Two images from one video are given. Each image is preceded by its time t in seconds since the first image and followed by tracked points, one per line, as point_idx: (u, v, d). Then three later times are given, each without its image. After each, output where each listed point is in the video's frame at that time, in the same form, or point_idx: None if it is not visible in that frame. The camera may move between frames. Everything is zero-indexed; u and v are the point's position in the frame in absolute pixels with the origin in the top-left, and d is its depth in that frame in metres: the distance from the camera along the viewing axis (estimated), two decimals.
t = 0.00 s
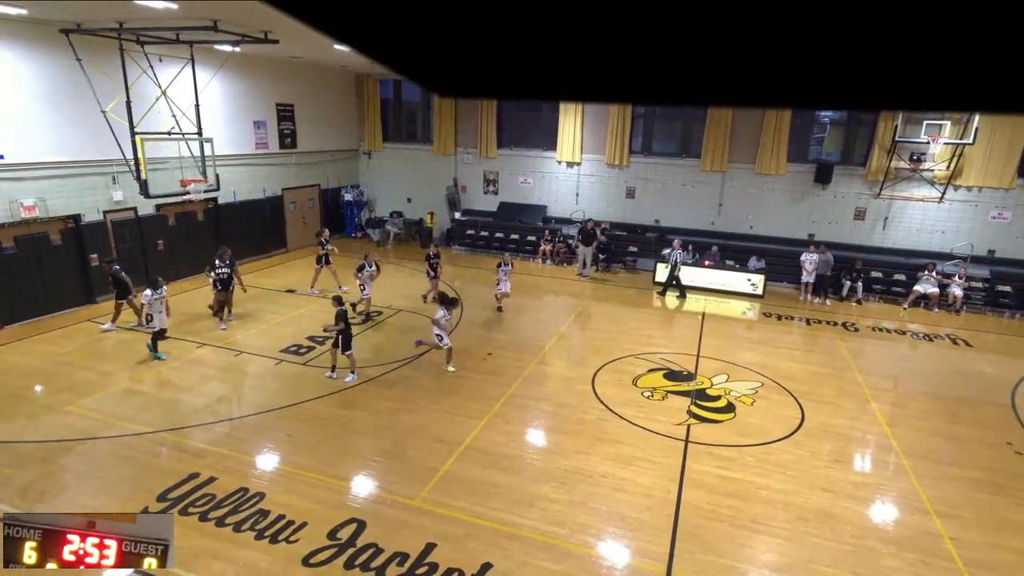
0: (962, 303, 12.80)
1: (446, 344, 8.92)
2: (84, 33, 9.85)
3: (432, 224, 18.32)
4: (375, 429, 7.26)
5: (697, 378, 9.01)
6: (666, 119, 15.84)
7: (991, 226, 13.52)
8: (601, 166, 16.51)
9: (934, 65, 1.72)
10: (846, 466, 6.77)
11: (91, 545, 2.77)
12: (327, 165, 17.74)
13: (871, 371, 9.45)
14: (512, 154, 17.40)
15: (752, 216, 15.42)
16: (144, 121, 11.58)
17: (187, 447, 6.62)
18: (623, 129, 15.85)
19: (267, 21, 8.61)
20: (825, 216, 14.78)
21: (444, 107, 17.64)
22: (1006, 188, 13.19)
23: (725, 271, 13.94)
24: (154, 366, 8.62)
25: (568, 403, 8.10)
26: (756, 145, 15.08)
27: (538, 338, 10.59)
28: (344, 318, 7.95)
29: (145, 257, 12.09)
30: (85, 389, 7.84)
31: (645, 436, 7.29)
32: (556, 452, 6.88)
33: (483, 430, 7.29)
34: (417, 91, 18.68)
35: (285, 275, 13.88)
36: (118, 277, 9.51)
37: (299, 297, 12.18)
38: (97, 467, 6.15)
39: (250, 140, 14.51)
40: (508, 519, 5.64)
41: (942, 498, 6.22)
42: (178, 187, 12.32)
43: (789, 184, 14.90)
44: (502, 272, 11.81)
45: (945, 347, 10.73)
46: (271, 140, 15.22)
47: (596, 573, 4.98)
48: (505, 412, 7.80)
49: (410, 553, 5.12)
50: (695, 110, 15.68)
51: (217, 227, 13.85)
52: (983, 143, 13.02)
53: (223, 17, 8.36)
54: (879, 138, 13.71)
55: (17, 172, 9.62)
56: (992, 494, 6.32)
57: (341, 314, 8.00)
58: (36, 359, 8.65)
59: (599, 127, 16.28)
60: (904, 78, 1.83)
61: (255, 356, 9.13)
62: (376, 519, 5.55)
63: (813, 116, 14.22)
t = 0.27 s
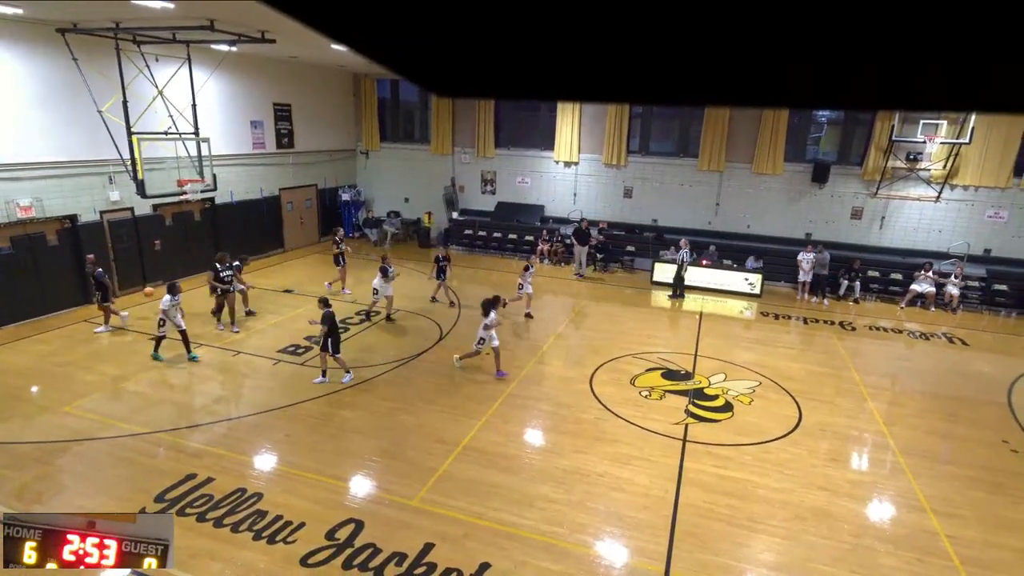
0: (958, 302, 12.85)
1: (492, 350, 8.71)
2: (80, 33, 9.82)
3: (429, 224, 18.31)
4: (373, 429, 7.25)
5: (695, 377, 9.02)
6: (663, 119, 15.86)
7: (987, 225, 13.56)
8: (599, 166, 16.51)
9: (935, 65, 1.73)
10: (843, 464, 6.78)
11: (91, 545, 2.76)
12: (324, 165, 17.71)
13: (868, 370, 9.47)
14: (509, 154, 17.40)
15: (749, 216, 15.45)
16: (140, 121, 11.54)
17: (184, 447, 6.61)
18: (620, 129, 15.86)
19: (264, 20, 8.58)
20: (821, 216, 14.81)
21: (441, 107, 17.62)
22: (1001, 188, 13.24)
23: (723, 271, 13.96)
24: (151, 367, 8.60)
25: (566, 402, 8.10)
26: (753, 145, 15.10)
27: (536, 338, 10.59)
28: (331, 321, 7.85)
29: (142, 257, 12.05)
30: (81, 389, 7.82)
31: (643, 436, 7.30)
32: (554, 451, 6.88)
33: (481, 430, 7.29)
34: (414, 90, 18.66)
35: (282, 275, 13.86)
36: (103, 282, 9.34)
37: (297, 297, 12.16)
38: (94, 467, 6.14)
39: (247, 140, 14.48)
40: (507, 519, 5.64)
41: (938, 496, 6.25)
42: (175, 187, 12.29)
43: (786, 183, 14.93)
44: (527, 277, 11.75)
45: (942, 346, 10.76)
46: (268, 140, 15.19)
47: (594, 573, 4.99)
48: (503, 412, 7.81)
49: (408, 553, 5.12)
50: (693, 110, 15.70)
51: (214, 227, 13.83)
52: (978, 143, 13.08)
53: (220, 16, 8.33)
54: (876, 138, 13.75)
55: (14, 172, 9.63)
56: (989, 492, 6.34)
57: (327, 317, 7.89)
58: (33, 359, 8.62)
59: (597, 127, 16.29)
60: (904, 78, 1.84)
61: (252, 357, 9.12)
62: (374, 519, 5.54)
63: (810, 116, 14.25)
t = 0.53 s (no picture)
0: (948, 299, 12.95)
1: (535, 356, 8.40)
2: (69, 32, 9.72)
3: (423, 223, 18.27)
4: (367, 429, 7.23)
5: (688, 376, 9.05)
6: (656, 118, 15.90)
7: (977, 223, 13.68)
8: (592, 165, 16.54)
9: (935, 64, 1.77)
10: (836, 461, 6.83)
11: (91, 545, 2.74)
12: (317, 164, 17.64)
13: (860, 367, 9.54)
14: (503, 153, 17.40)
15: (742, 214, 15.52)
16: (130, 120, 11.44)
17: (177, 449, 6.56)
18: (613, 128, 15.90)
19: (256, 19, 8.54)
20: (813, 214, 14.90)
21: (435, 106, 17.59)
22: (991, 186, 13.36)
23: (716, 269, 14.02)
24: (142, 368, 8.53)
25: (560, 401, 8.11)
26: (745, 143, 15.16)
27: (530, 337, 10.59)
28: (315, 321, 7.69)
29: (133, 258, 11.96)
30: (72, 391, 7.75)
31: (637, 434, 7.32)
32: (549, 450, 6.89)
33: (476, 430, 7.29)
34: (407, 90, 18.62)
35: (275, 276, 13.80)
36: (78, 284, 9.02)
37: (290, 298, 12.11)
38: (85, 470, 6.09)
39: (239, 140, 14.40)
40: (502, 518, 5.64)
41: (930, 492, 6.30)
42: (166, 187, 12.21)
43: (778, 182, 15.01)
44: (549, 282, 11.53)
45: (933, 343, 10.85)
46: (260, 140, 15.11)
47: (589, 571, 4.99)
48: (498, 411, 7.81)
49: (404, 554, 5.11)
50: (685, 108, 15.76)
51: (207, 228, 13.75)
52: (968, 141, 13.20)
53: (211, 15, 8.28)
54: (867, 137, 13.84)
55: (5, 173, 9.58)
56: (979, 488, 6.40)
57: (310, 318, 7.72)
58: (23, 361, 8.53)
59: (590, 126, 16.31)
60: (904, 78, 1.86)
61: (245, 357, 9.07)
62: (369, 519, 5.53)
63: (802, 115, 14.33)
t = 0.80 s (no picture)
0: (929, 294, 13.17)
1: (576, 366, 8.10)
2: (47, 29, 9.54)
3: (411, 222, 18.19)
4: (356, 430, 7.19)
5: (676, 372, 9.11)
6: (642, 116, 15.96)
7: (957, 219, 13.92)
8: (580, 163, 16.57)
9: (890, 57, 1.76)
10: (821, 454, 6.92)
11: (91, 544, 2.69)
12: (303, 163, 17.49)
13: (845, 362, 9.66)
14: (491, 152, 17.37)
15: (728, 211, 15.64)
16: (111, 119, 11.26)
17: (162, 453, 6.48)
18: (600, 126, 15.94)
19: (239, 17, 8.44)
20: (798, 211, 15.06)
21: (422, 104, 17.51)
22: (970, 182, 13.60)
23: (702, 266, 14.14)
24: (126, 371, 8.41)
25: (549, 400, 8.13)
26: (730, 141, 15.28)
27: (519, 335, 10.60)
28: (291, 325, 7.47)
29: (116, 260, 11.78)
30: (53, 396, 7.61)
31: (626, 431, 7.36)
32: (538, 448, 6.90)
33: (465, 429, 7.28)
34: (393, 88, 18.51)
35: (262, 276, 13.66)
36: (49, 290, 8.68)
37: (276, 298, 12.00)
38: (67, 476, 5.99)
39: (222, 139, 14.22)
40: (491, 517, 5.64)
41: (913, 483, 6.41)
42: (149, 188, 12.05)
43: (763, 179, 15.15)
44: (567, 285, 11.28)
45: (914, 337, 11.03)
46: (245, 139, 14.95)
47: (579, 568, 5.01)
48: (487, 410, 7.80)
49: (394, 554, 5.09)
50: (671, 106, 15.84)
51: (191, 228, 13.58)
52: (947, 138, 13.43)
53: (193, 13, 8.17)
54: (849, 134, 14.02)
55: None
56: (961, 479, 6.52)
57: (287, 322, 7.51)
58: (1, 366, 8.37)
59: (577, 124, 16.34)
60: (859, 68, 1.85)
61: (232, 359, 8.98)
62: (358, 520, 5.50)
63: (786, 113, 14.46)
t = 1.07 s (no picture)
0: (910, 289, 13.39)
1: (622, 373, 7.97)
2: (23, 27, 9.36)
3: (399, 222, 18.09)
4: (345, 431, 7.16)
5: (663, 369, 9.18)
6: (628, 114, 16.02)
7: (936, 215, 14.16)
8: (566, 162, 16.61)
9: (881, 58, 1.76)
10: (806, 448, 7.02)
11: (91, 545, 2.66)
12: (288, 163, 17.34)
13: (828, 356, 9.81)
14: (477, 150, 17.35)
15: (713, 209, 15.77)
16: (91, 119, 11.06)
17: (147, 456, 6.41)
18: (586, 124, 15.98)
19: (220, 15, 8.35)
20: (781, 208, 15.23)
21: (408, 103, 17.44)
22: (949, 178, 13.84)
23: (688, 263, 14.25)
24: (109, 375, 8.29)
25: (537, 397, 8.16)
26: (715, 139, 15.40)
27: (507, 334, 10.61)
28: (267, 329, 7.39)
29: (97, 262, 11.59)
30: (34, 400, 7.49)
31: (614, 427, 7.41)
32: (527, 446, 6.93)
33: (454, 428, 7.29)
34: (379, 86, 18.41)
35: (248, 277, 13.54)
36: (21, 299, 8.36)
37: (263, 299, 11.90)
38: (49, 481, 5.90)
39: (206, 138, 14.05)
40: (481, 515, 5.66)
41: (895, 474, 6.53)
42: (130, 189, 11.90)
43: (747, 177, 15.30)
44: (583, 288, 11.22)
45: (896, 331, 11.22)
46: (228, 139, 14.77)
47: (569, 565, 5.03)
48: (475, 408, 7.81)
49: (383, 554, 5.08)
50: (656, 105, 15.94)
51: (174, 229, 13.41)
52: (926, 135, 13.67)
53: (173, 12, 8.07)
54: (831, 132, 14.20)
55: None
56: (942, 469, 6.65)
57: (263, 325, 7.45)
58: None
59: (563, 123, 16.37)
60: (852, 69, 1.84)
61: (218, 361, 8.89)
62: (347, 522, 5.49)
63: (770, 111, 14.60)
